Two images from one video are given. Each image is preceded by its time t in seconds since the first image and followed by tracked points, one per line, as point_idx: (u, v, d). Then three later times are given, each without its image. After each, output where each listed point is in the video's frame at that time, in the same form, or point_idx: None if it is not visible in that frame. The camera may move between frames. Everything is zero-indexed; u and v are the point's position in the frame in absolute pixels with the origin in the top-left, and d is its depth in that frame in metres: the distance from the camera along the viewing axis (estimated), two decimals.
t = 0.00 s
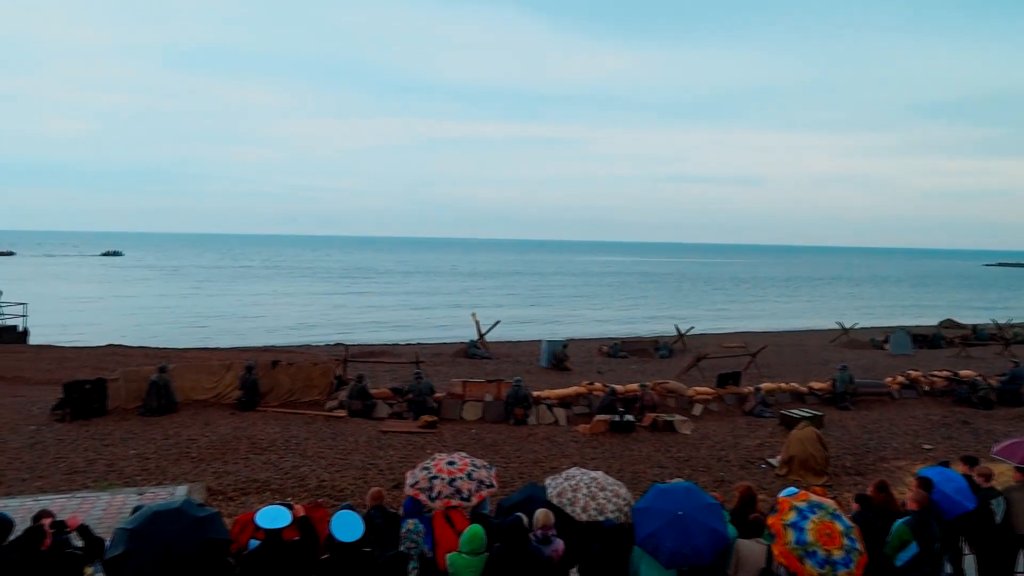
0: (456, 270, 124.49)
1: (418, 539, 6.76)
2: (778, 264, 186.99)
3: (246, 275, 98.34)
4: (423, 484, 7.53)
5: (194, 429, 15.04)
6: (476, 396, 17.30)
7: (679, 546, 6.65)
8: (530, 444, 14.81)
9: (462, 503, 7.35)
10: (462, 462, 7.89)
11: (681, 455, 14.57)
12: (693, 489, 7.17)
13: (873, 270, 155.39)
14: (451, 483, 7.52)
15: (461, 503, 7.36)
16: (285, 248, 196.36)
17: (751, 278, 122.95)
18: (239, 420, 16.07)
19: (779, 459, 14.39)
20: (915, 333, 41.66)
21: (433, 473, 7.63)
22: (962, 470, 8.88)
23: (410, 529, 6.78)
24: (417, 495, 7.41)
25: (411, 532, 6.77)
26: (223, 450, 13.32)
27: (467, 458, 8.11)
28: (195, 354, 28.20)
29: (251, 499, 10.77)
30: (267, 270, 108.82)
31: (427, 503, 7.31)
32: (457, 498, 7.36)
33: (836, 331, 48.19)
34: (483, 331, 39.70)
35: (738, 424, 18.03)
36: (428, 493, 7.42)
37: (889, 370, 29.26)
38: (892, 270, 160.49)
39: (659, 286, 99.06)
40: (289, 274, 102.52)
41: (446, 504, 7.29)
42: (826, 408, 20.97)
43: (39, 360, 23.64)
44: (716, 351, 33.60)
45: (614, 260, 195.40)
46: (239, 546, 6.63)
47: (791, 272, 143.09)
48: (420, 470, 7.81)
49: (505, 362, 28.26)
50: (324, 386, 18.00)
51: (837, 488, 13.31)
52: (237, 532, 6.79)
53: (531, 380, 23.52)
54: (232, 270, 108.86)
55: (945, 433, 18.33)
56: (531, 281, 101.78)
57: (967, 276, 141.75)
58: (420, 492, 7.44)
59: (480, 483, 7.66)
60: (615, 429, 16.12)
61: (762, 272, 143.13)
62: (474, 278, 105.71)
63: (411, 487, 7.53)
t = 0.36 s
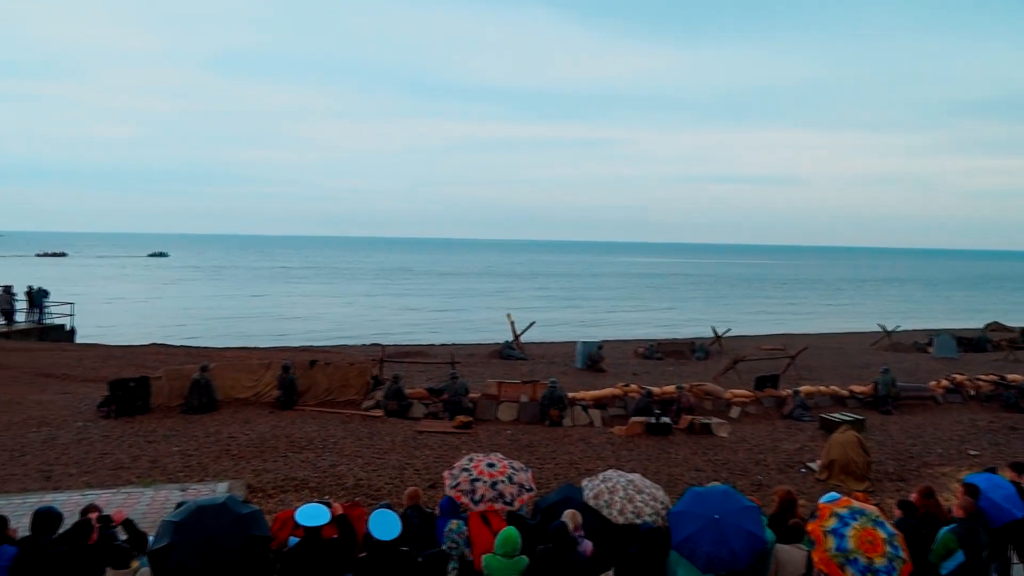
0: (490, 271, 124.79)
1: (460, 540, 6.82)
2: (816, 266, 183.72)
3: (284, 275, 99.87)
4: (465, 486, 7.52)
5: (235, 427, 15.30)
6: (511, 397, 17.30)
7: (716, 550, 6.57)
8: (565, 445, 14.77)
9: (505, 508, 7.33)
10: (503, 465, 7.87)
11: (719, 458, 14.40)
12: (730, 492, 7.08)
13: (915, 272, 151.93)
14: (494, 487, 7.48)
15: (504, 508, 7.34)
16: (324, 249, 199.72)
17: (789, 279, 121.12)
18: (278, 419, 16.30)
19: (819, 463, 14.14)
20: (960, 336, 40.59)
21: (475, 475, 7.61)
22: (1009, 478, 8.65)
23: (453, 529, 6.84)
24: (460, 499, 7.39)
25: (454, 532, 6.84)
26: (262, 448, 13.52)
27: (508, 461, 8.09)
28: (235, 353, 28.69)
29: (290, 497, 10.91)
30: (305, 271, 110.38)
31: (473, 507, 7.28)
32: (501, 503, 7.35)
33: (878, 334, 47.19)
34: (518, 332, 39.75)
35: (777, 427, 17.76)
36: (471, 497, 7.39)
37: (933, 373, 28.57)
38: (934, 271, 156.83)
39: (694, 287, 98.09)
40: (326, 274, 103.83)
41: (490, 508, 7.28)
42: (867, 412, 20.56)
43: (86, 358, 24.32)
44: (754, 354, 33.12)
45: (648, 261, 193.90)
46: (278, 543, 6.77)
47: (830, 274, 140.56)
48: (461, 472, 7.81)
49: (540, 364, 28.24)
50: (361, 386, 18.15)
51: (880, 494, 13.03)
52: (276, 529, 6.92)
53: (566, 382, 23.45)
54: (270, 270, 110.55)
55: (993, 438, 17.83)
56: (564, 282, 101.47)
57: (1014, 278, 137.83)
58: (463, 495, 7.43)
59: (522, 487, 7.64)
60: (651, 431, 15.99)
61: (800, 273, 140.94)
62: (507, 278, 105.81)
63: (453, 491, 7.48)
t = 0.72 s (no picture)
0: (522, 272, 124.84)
1: (497, 540, 6.70)
2: (853, 267, 180.55)
3: (318, 276, 101.04)
4: (507, 487, 7.67)
5: (271, 426, 15.49)
6: (544, 398, 17.26)
7: (752, 555, 6.49)
8: (598, 447, 14.69)
9: (548, 509, 7.53)
10: (541, 467, 8.02)
11: (754, 462, 14.20)
12: (766, 497, 6.99)
13: (956, 273, 148.51)
14: (536, 488, 7.69)
15: (547, 509, 7.54)
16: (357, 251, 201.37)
17: (825, 281, 119.18)
18: (314, 418, 16.47)
19: (858, 468, 13.87)
20: (1005, 339, 39.48)
21: (516, 476, 7.75)
22: None
23: (490, 529, 6.73)
24: (503, 500, 7.54)
25: (491, 532, 6.73)
26: (297, 447, 13.68)
27: (544, 464, 8.24)
28: (270, 353, 29.05)
29: (325, 496, 11.00)
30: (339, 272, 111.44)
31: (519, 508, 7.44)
32: (544, 504, 7.55)
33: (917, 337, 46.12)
34: (550, 333, 39.67)
35: (814, 432, 17.46)
36: (514, 498, 7.56)
37: (976, 378, 27.84)
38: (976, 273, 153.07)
39: (727, 289, 97.02)
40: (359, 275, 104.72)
41: (535, 509, 7.47)
42: (907, 417, 20.12)
43: (127, 357, 24.84)
44: (790, 356, 32.65)
45: (681, 263, 192.33)
46: (315, 541, 6.82)
47: (867, 275, 138.05)
48: (501, 472, 7.92)
49: (572, 365, 28.15)
50: (395, 386, 18.27)
51: (921, 500, 12.74)
52: (313, 527, 6.98)
53: (599, 383, 23.35)
54: (305, 271, 111.86)
55: None
56: (596, 283, 101.07)
57: None
58: (505, 496, 7.58)
59: (561, 489, 7.82)
60: (686, 434, 15.85)
61: (837, 275, 138.53)
62: (538, 279, 105.78)
63: (495, 491, 7.63)
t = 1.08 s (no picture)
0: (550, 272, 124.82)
1: (529, 540, 6.77)
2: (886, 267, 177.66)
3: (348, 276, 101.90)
4: (539, 488, 7.59)
5: (303, 425, 15.66)
6: (573, 399, 17.21)
7: (785, 558, 6.40)
8: (628, 448, 14.61)
9: (581, 506, 7.48)
10: (570, 465, 7.96)
11: (787, 464, 14.02)
12: (799, 500, 6.88)
13: (995, 273, 145.13)
14: (567, 486, 7.62)
15: (580, 506, 7.49)
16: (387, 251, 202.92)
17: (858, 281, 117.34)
18: (345, 418, 16.61)
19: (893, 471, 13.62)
20: None
21: (547, 476, 7.69)
22: None
23: (522, 531, 6.80)
24: (536, 500, 7.46)
25: (522, 534, 6.79)
26: (329, 446, 13.81)
27: (573, 462, 8.16)
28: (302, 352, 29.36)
29: (355, 494, 11.08)
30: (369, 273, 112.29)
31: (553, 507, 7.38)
32: (576, 501, 7.48)
33: (955, 339, 45.13)
34: (579, 334, 39.56)
35: (849, 434, 17.19)
36: (547, 498, 7.48)
37: (1017, 381, 27.16)
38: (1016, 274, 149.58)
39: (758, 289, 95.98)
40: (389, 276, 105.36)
41: (568, 508, 7.41)
42: (944, 420, 19.71)
43: (162, 356, 25.28)
44: (823, 358, 32.20)
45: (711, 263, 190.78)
46: (345, 539, 6.86)
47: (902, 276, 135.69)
48: (531, 474, 7.83)
49: (601, 366, 28.06)
50: (425, 386, 18.36)
51: (958, 505, 12.47)
52: (344, 526, 7.02)
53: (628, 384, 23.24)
54: (335, 271, 113.00)
55: None
56: (624, 283, 100.70)
57: None
58: (537, 497, 7.50)
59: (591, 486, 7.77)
60: (717, 435, 15.70)
61: (871, 275, 136.15)
62: (567, 280, 105.66)
63: (526, 493, 7.55)
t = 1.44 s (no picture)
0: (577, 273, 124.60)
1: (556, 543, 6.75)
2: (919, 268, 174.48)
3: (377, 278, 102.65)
4: (562, 490, 7.43)
5: (332, 424, 15.80)
6: (600, 400, 17.14)
7: (817, 564, 6.30)
8: (657, 450, 14.52)
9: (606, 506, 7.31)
10: (594, 465, 7.88)
11: (818, 467, 13.84)
12: (830, 504, 6.79)
13: None
14: (591, 487, 7.46)
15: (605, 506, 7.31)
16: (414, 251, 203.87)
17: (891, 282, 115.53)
18: (373, 418, 16.73)
19: (927, 475, 13.37)
20: None
21: (571, 478, 7.58)
22: None
23: (549, 533, 6.77)
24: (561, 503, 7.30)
25: (550, 535, 6.77)
26: (357, 445, 13.92)
27: (597, 462, 8.09)
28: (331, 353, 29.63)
29: (384, 494, 11.14)
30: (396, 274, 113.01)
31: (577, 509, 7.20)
32: (601, 502, 7.31)
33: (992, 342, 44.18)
34: (606, 335, 39.41)
35: (881, 438, 16.92)
36: (572, 500, 7.30)
37: None
38: None
39: (788, 290, 94.90)
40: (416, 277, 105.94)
41: (593, 510, 7.25)
42: (980, 424, 19.30)
43: (194, 356, 25.69)
44: (854, 360, 31.72)
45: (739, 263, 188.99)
46: (374, 539, 6.91)
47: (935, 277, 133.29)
48: (554, 476, 7.73)
49: (629, 367, 27.94)
50: (452, 386, 18.42)
51: (995, 511, 12.20)
52: (373, 525, 7.05)
53: (656, 386, 23.11)
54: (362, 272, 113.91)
55: None
56: (651, 284, 100.21)
57: None
58: (563, 499, 7.32)
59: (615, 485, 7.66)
60: (746, 438, 15.53)
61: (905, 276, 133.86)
62: (593, 281, 105.36)
63: (551, 495, 7.37)
